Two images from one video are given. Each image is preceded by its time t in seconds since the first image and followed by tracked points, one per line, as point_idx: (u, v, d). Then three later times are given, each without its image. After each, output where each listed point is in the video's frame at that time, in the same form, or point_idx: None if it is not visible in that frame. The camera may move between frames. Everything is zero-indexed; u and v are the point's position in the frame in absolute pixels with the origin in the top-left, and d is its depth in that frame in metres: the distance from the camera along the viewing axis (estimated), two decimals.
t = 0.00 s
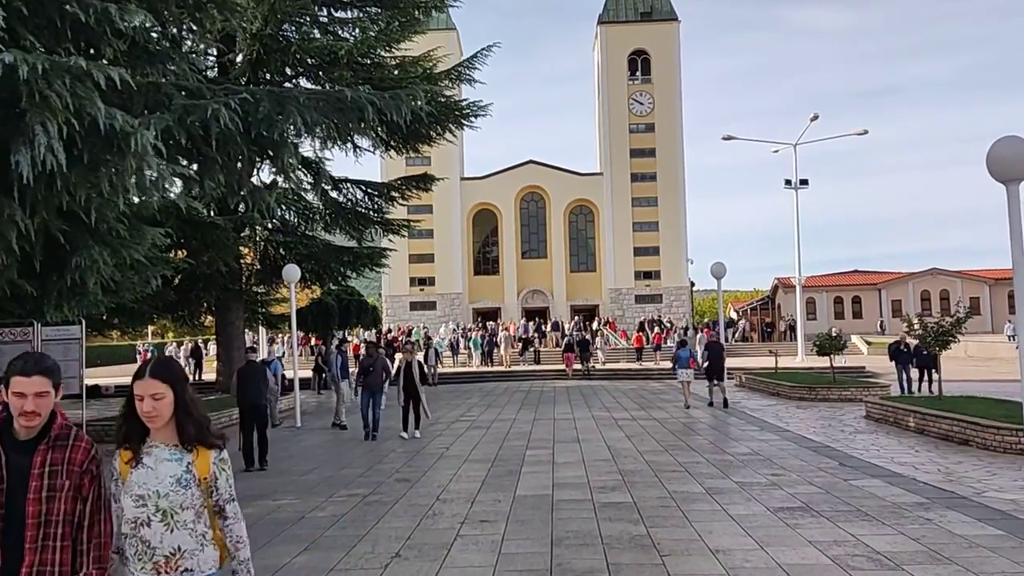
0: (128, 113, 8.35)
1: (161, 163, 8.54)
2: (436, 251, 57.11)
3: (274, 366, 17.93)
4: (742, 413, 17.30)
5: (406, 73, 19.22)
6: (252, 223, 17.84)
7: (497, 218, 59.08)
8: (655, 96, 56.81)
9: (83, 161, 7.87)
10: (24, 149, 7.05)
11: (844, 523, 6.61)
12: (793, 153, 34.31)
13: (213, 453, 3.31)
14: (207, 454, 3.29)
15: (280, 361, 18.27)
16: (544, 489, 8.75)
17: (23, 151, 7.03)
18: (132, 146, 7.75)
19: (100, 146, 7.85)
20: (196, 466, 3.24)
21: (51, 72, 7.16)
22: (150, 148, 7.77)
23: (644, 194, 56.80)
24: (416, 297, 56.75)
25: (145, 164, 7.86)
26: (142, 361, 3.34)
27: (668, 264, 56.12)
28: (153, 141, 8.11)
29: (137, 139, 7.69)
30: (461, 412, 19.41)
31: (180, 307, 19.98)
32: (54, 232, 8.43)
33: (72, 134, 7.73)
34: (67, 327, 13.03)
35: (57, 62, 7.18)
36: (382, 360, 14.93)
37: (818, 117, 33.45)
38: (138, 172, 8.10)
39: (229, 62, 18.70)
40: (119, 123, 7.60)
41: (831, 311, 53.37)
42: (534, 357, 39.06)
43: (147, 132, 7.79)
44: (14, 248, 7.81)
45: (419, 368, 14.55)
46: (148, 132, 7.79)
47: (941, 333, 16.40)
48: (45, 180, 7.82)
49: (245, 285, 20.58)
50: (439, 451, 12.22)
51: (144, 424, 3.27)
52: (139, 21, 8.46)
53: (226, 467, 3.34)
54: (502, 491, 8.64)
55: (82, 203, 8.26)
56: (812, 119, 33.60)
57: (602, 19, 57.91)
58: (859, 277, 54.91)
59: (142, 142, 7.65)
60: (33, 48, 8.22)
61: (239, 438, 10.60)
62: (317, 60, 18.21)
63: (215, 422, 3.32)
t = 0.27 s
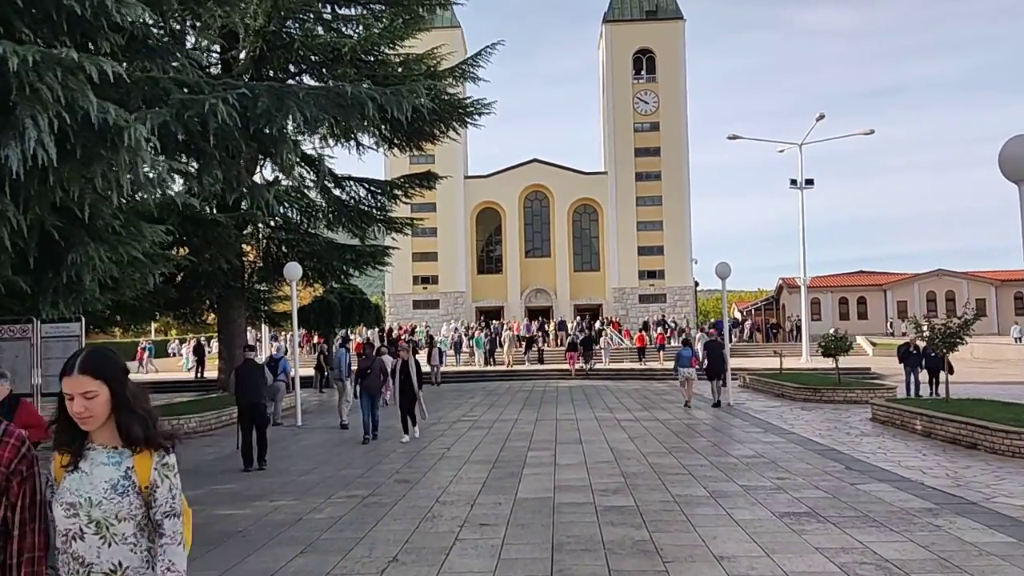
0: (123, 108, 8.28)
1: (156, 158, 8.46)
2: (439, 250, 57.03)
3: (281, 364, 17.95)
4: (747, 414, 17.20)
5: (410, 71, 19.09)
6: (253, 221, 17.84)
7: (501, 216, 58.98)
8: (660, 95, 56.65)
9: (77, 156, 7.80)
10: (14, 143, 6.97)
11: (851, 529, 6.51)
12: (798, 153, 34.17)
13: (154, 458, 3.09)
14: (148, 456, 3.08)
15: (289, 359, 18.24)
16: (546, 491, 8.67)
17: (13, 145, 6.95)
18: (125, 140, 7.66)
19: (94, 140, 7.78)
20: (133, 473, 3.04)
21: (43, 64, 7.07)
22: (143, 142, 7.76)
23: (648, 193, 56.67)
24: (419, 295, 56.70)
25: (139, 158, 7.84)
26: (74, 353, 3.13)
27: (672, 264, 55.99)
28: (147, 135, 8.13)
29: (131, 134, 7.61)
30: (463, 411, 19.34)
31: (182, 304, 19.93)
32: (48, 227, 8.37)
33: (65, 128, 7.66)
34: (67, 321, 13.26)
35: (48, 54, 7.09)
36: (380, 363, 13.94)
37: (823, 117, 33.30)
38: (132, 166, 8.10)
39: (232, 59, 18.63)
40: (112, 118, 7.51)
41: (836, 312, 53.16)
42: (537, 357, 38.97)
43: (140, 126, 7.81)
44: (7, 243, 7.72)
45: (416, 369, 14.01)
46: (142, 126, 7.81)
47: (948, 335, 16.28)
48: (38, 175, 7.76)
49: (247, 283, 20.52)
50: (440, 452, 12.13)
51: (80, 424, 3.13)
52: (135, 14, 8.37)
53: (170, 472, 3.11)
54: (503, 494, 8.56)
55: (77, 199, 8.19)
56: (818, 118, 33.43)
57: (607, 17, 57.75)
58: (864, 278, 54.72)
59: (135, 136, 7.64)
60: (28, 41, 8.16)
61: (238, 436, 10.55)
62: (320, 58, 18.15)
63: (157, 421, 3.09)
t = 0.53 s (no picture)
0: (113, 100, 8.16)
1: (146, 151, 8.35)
2: (439, 249, 56.91)
3: (283, 362, 17.80)
4: (747, 415, 17.10)
5: (410, 67, 18.98)
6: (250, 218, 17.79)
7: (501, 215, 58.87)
8: (661, 95, 56.54)
9: (64, 148, 7.69)
10: None
11: (855, 535, 6.41)
12: (800, 154, 34.08)
13: (64, 499, 2.84)
14: (58, 495, 2.83)
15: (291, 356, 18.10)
16: (543, 494, 8.56)
17: None
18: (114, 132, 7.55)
19: (82, 132, 7.66)
20: (41, 518, 2.82)
21: (29, 54, 6.96)
22: (133, 135, 7.60)
23: (649, 194, 56.56)
24: (419, 294, 56.61)
25: (129, 151, 7.69)
26: None
27: (672, 264, 55.90)
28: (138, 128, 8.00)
29: (119, 126, 7.49)
30: (461, 411, 19.26)
31: (179, 302, 19.81)
32: (37, 221, 8.26)
33: (52, 121, 7.55)
34: (60, 320, 13.83)
35: (35, 43, 6.97)
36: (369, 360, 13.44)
37: (826, 117, 33.17)
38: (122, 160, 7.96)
39: (231, 54, 18.53)
40: (101, 110, 7.40)
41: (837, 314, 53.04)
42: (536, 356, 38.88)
43: (130, 119, 7.67)
44: None
45: (410, 374, 13.12)
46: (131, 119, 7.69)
47: (952, 337, 16.17)
48: (25, 168, 7.65)
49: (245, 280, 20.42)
50: (438, 452, 12.03)
51: None
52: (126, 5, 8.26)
53: (82, 513, 2.86)
54: (500, 496, 8.45)
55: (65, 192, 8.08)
56: (821, 118, 33.31)
57: (608, 17, 57.63)
58: (866, 280, 54.64)
59: (125, 128, 7.47)
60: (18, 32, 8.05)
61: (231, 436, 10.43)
62: (319, 54, 18.11)
63: (68, 457, 2.82)
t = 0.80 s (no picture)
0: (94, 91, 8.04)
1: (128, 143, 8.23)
2: (431, 249, 56.78)
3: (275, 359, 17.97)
4: (740, 417, 17.05)
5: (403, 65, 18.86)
6: (240, 216, 17.67)
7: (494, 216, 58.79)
8: (655, 96, 56.54)
9: (43, 139, 7.58)
10: None
11: (852, 539, 6.34)
12: (794, 155, 34.08)
13: None
14: None
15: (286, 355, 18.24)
16: (534, 497, 8.47)
17: None
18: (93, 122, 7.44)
19: (60, 122, 7.55)
20: None
21: (5, 42, 6.85)
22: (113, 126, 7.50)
23: (642, 194, 56.56)
24: (411, 294, 56.45)
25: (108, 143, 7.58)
26: None
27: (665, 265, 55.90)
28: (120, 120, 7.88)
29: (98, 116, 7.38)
30: (453, 412, 19.16)
31: (168, 301, 19.65)
32: (16, 214, 8.14)
33: (30, 111, 7.45)
34: (47, 318, 13.75)
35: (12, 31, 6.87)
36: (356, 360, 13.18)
37: (819, 118, 33.17)
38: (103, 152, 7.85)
39: (221, 51, 18.39)
40: (79, 100, 7.28)
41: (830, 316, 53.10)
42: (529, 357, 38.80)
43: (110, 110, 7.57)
44: None
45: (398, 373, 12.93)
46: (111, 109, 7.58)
47: (945, 339, 16.16)
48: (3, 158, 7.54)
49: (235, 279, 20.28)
50: (429, 453, 11.93)
51: None
52: None
53: None
54: (491, 499, 8.35)
55: (44, 184, 7.96)
56: (815, 119, 33.30)
57: (602, 17, 57.60)
58: (858, 282, 54.75)
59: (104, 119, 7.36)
60: None
61: (218, 437, 10.32)
62: (310, 51, 17.86)
63: None
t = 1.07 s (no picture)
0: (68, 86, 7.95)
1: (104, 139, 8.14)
2: (420, 250, 56.65)
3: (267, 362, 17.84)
4: (730, 418, 17.03)
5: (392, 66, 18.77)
6: (228, 217, 17.53)
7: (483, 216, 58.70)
8: (644, 97, 56.59)
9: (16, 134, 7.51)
10: None
11: (846, 543, 6.28)
12: (783, 155, 34.16)
13: None
14: None
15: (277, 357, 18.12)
16: (523, 500, 8.39)
17: None
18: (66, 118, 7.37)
19: (32, 118, 7.49)
20: None
21: None
22: (86, 122, 7.44)
23: (631, 195, 56.60)
24: (400, 296, 56.30)
25: (81, 139, 7.52)
26: None
27: (655, 266, 55.95)
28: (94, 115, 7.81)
29: (72, 111, 7.31)
30: (442, 414, 19.09)
31: (155, 303, 19.47)
32: None
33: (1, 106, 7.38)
34: (29, 320, 13.61)
35: None
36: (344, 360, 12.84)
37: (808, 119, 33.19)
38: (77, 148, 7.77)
39: (209, 50, 18.27)
40: (52, 94, 7.21)
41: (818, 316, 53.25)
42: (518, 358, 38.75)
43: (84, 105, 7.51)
44: None
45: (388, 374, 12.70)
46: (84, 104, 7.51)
47: (935, 339, 16.17)
48: None
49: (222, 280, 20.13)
50: (417, 456, 11.83)
51: None
52: None
53: None
54: (479, 503, 8.27)
55: (18, 180, 7.88)
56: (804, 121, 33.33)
57: (591, 18, 57.59)
58: (846, 282, 54.97)
59: (77, 114, 7.33)
60: None
61: (203, 441, 10.18)
62: (299, 51, 17.71)
63: None
